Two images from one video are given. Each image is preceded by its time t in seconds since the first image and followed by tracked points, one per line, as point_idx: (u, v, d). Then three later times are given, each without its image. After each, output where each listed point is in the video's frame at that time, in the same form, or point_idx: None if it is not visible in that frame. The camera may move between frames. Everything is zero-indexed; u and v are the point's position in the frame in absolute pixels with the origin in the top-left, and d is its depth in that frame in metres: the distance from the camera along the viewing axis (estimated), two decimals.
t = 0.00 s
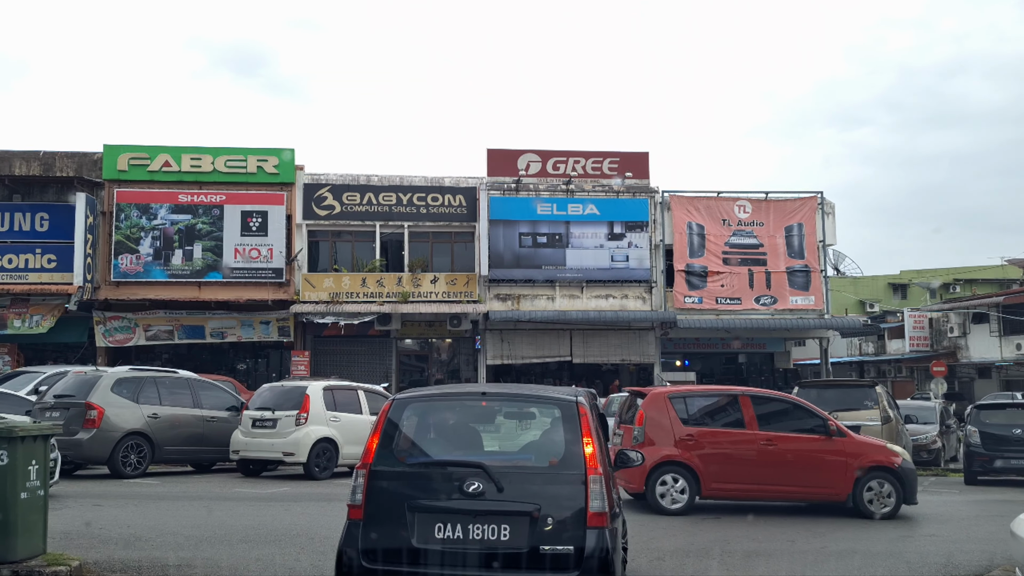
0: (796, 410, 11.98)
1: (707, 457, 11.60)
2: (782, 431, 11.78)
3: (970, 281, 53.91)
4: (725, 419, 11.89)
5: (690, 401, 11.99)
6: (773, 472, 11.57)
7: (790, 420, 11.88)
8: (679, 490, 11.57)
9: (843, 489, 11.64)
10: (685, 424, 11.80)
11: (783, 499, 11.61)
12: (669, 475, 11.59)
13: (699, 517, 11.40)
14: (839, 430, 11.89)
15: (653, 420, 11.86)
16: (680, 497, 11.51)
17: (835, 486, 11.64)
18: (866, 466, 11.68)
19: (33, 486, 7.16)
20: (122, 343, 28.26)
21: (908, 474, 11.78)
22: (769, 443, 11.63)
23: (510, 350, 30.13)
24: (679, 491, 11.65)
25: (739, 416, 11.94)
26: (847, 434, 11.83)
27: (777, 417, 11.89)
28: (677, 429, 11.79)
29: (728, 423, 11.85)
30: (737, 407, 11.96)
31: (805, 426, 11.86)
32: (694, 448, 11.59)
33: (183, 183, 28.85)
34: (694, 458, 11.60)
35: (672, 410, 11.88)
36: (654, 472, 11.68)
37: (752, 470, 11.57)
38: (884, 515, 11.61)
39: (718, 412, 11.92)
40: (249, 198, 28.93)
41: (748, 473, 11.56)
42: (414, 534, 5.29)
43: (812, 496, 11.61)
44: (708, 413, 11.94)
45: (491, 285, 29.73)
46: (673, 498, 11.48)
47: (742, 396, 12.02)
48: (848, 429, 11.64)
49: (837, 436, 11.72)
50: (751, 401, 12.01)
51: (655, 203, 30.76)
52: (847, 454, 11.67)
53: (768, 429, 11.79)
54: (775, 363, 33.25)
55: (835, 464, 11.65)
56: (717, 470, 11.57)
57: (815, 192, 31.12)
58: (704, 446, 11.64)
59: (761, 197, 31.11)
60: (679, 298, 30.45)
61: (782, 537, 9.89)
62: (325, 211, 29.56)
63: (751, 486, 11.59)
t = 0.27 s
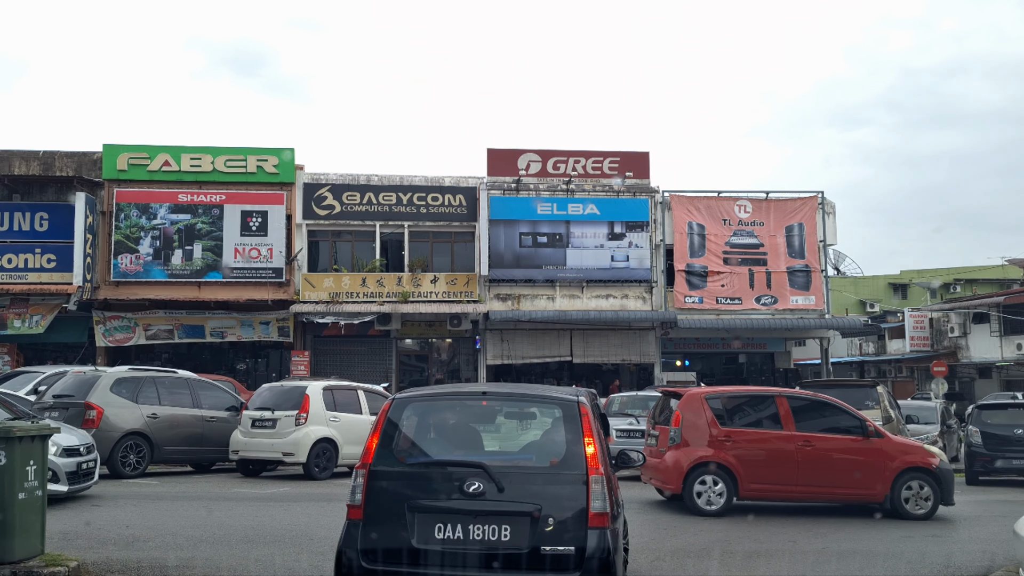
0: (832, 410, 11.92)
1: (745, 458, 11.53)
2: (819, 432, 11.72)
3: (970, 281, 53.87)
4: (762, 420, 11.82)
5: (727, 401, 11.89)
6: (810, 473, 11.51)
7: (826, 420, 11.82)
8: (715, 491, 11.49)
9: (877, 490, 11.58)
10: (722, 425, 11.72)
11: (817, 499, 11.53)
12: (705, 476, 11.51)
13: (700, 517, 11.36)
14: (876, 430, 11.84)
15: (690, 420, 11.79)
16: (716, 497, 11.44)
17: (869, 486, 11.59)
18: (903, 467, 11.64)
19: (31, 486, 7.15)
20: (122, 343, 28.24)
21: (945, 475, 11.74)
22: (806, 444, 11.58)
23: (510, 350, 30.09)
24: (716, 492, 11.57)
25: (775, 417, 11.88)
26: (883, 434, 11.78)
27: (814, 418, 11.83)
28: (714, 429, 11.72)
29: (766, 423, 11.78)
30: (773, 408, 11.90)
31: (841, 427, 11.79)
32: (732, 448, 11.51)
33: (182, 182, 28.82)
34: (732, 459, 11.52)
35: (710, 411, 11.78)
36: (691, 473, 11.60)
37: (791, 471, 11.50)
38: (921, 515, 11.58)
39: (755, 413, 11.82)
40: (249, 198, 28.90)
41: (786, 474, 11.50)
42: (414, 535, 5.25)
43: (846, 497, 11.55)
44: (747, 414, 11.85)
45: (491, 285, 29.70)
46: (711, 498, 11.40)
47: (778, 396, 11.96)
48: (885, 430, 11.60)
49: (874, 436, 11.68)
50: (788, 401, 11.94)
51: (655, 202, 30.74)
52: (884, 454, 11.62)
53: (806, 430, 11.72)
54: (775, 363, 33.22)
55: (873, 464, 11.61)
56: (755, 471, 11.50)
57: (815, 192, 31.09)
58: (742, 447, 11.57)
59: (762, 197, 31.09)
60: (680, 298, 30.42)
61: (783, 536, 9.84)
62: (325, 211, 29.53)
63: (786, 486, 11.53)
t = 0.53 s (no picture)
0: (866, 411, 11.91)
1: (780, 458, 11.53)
2: (854, 432, 11.71)
3: (970, 281, 53.85)
4: (797, 420, 11.82)
5: (762, 402, 11.91)
6: (845, 474, 11.50)
7: (861, 421, 11.82)
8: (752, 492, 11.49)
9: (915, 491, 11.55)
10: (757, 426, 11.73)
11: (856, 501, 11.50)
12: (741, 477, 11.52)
13: (699, 517, 11.36)
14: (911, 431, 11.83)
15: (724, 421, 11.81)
16: (753, 498, 11.45)
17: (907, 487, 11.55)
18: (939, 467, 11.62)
19: (32, 486, 7.16)
20: (122, 343, 28.26)
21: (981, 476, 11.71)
22: (841, 444, 11.57)
23: (510, 350, 30.10)
24: (752, 493, 11.57)
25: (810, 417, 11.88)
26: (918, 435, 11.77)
27: (849, 418, 11.82)
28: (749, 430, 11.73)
29: (801, 424, 11.79)
30: (808, 408, 11.90)
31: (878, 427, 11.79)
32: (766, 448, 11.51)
33: (183, 182, 28.83)
34: (767, 459, 11.53)
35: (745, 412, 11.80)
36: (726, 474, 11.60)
37: (826, 472, 11.48)
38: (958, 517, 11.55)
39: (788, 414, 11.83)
40: (249, 198, 28.91)
41: (821, 475, 11.49)
42: (414, 535, 5.26)
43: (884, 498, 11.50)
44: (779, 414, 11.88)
45: (492, 285, 29.71)
46: (747, 499, 11.40)
47: (813, 397, 11.95)
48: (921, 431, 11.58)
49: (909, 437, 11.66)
50: (823, 402, 11.94)
51: (655, 202, 30.77)
52: (920, 455, 11.60)
53: (842, 430, 11.71)
54: (776, 363, 33.23)
55: (909, 465, 11.59)
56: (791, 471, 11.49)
57: (815, 192, 31.10)
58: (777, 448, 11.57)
59: (762, 197, 31.10)
60: (680, 298, 30.44)
61: (782, 536, 9.84)
62: (325, 211, 29.53)
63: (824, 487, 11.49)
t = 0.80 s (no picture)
0: (901, 411, 11.97)
1: (819, 459, 11.52)
2: (891, 432, 11.76)
3: (970, 280, 53.84)
4: (834, 420, 11.81)
5: (797, 402, 11.87)
6: (883, 475, 11.52)
7: (896, 421, 11.86)
8: (789, 494, 11.51)
9: (949, 492, 11.61)
10: (793, 427, 11.69)
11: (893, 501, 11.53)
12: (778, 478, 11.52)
13: (701, 517, 11.36)
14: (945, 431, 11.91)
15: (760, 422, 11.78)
16: (789, 499, 11.45)
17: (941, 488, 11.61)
18: (974, 467, 11.70)
19: (31, 487, 7.16)
20: (122, 343, 28.28)
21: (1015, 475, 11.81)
22: (879, 445, 11.60)
23: (510, 350, 30.10)
24: (789, 494, 11.58)
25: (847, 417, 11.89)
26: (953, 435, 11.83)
27: (885, 418, 11.86)
28: (787, 431, 11.70)
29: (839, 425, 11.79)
30: (845, 408, 11.91)
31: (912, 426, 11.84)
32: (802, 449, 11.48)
33: (183, 182, 28.82)
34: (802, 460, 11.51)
35: (781, 412, 11.76)
36: (763, 475, 11.59)
37: (864, 472, 11.49)
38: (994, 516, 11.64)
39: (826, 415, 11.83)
40: (249, 197, 28.91)
41: (858, 475, 11.50)
42: (415, 535, 5.26)
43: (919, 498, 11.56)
44: (813, 414, 11.85)
45: (492, 285, 29.71)
46: (783, 500, 11.41)
47: (849, 397, 11.98)
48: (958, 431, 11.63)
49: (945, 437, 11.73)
50: (859, 403, 11.96)
51: (655, 202, 30.75)
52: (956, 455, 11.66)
53: (879, 431, 11.75)
54: (776, 363, 33.23)
55: (945, 465, 11.65)
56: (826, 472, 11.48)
57: (816, 192, 31.10)
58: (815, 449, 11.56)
59: (762, 197, 31.10)
60: (680, 298, 30.43)
61: (782, 536, 9.83)
62: (325, 211, 29.53)
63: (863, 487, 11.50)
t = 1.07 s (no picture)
0: (935, 412, 12.01)
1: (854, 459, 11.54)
2: (925, 433, 11.79)
3: (970, 280, 53.81)
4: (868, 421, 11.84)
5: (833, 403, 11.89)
6: (916, 475, 11.55)
7: (930, 422, 11.90)
8: (825, 494, 11.55)
9: (955, 493, 11.56)
10: (829, 427, 11.70)
11: (892, 500, 11.58)
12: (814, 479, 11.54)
13: (702, 517, 11.36)
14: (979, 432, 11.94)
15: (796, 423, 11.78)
16: (825, 499, 11.49)
17: (946, 488, 11.57)
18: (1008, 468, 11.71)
19: (31, 487, 7.16)
20: (122, 343, 28.28)
21: None
22: (914, 445, 11.63)
23: (510, 349, 30.09)
24: (825, 495, 11.62)
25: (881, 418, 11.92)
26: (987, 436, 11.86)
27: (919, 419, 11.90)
28: (823, 432, 11.73)
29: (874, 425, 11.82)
30: (879, 409, 11.94)
31: (921, 427, 11.86)
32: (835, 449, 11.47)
33: (183, 182, 28.83)
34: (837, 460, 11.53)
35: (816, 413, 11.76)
36: (799, 476, 11.61)
37: (899, 473, 11.52)
38: None
39: (861, 415, 11.87)
40: (249, 197, 28.91)
41: (893, 476, 11.53)
42: (415, 535, 5.26)
43: (923, 499, 11.55)
44: (842, 414, 11.86)
45: (492, 285, 29.71)
46: (819, 501, 11.44)
47: (884, 398, 12.00)
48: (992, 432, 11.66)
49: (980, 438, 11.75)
50: (894, 404, 11.98)
51: (655, 202, 30.75)
52: (990, 456, 11.68)
53: (914, 432, 11.78)
54: (776, 363, 33.24)
55: (979, 467, 11.66)
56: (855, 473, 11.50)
57: (815, 191, 31.10)
58: (850, 449, 11.58)
59: (762, 197, 31.09)
60: (680, 298, 30.42)
61: (783, 536, 9.83)
62: (325, 211, 29.53)
63: (864, 486, 11.59)
